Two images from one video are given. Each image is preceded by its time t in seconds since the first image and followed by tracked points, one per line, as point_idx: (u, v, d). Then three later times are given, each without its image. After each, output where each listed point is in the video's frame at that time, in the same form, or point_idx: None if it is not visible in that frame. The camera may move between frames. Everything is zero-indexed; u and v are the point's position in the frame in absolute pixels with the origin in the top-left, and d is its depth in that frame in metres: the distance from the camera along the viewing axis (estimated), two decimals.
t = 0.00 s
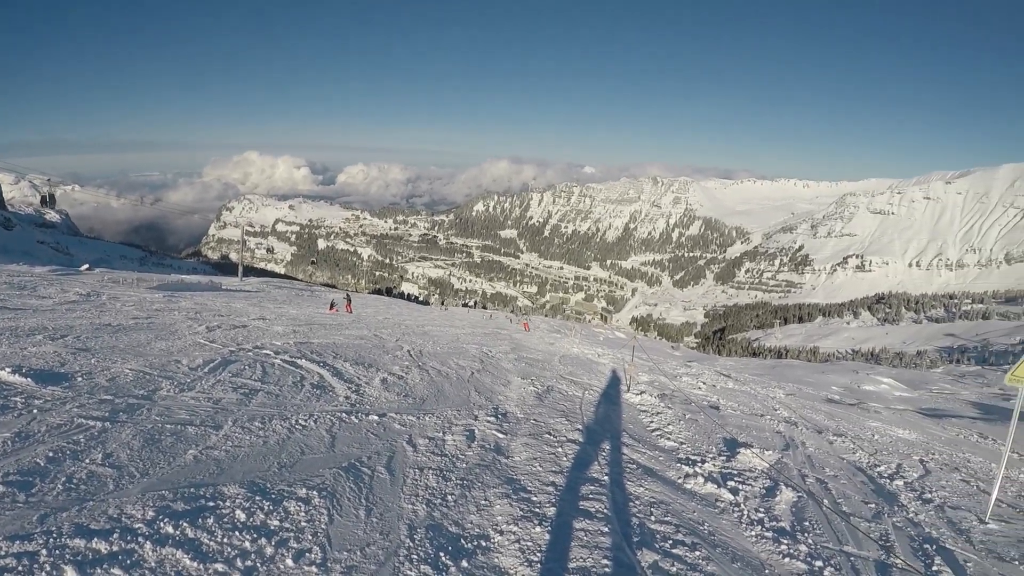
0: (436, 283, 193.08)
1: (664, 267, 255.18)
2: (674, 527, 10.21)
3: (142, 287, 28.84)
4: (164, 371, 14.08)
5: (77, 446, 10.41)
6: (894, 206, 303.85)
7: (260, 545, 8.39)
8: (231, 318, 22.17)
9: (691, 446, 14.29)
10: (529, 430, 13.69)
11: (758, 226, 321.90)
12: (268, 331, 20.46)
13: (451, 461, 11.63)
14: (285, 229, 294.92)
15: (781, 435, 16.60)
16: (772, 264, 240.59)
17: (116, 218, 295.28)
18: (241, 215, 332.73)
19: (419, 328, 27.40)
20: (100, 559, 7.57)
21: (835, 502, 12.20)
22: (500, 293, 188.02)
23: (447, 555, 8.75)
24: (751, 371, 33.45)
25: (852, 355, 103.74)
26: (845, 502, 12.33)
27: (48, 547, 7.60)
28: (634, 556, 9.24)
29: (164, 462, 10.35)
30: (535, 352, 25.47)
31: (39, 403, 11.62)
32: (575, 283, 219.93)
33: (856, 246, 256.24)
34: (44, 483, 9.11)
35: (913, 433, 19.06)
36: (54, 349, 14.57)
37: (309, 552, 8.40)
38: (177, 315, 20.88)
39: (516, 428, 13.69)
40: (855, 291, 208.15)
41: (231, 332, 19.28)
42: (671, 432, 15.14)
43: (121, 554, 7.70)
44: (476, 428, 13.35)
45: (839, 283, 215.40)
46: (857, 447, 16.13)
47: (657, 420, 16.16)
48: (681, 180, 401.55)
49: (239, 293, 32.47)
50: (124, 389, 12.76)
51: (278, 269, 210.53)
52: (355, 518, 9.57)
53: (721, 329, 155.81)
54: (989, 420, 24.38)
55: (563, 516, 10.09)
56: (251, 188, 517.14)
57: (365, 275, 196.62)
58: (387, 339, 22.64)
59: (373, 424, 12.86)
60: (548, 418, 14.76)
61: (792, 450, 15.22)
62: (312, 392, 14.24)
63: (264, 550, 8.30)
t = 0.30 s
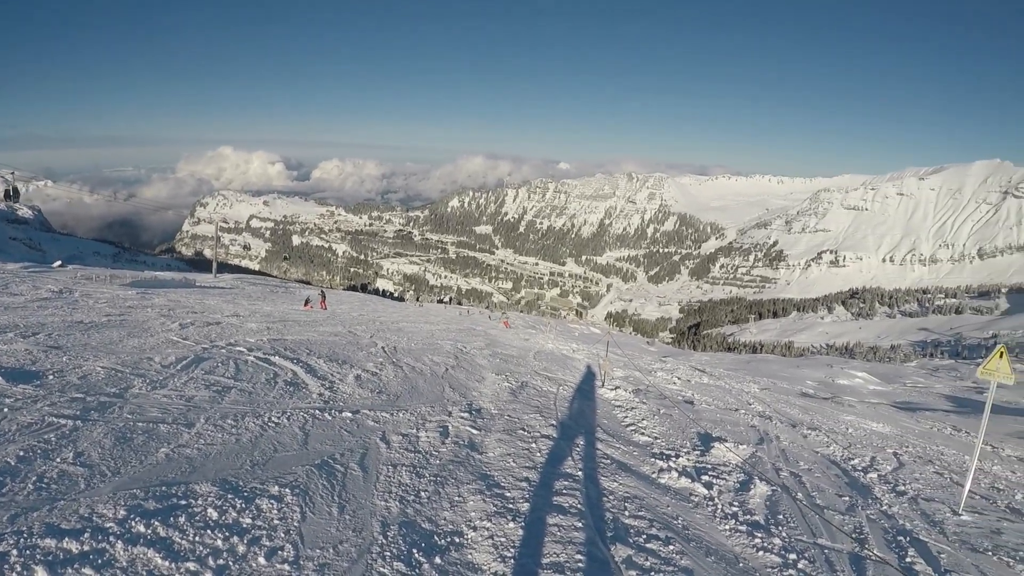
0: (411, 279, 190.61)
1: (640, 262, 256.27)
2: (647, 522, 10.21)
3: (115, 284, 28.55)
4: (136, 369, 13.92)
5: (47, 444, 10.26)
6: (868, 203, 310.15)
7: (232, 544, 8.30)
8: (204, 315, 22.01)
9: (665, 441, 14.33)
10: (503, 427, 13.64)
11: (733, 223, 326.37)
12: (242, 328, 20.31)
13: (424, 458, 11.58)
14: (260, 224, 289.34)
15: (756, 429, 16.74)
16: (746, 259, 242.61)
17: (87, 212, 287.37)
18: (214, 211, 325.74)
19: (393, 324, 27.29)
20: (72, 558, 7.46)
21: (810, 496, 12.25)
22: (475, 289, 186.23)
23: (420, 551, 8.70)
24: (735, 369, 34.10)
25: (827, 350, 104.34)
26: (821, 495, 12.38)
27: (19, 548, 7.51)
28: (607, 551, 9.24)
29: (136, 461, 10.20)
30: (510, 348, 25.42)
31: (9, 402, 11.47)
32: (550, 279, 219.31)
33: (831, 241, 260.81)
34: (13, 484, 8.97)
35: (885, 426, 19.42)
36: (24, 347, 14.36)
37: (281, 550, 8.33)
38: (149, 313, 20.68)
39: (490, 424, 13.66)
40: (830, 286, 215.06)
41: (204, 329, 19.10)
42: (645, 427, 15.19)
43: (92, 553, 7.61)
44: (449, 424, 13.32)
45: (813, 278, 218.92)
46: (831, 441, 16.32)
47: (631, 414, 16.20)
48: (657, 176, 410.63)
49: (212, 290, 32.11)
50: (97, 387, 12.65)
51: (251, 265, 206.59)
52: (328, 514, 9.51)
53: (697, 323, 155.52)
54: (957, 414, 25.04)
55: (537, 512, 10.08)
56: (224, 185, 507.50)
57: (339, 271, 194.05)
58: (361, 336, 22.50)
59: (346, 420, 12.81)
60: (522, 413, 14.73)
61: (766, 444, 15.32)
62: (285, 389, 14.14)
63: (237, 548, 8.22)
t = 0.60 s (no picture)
0: (386, 276, 190.04)
1: (615, 259, 257.71)
2: (623, 519, 10.23)
3: (88, 283, 28.31)
4: (109, 368, 13.85)
5: (20, 446, 10.14)
6: (843, 199, 311.83)
7: (207, 544, 8.24)
8: (178, 314, 21.86)
9: (640, 437, 14.40)
10: (477, 424, 13.63)
11: (709, 220, 329.68)
12: (216, 326, 20.22)
13: (399, 456, 11.54)
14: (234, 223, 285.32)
15: (731, 425, 16.85)
16: (722, 257, 248.77)
17: (63, 210, 281.57)
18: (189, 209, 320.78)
19: (368, 322, 27.27)
20: (44, 560, 7.38)
21: (785, 491, 12.32)
22: (451, 287, 185.80)
23: (394, 550, 8.67)
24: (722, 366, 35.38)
25: (801, 346, 105.58)
26: (795, 490, 12.46)
27: None
28: (582, 548, 9.25)
29: (110, 461, 10.06)
30: (485, 345, 25.40)
31: None
32: (526, 277, 219.44)
33: (805, 238, 267.05)
34: None
35: (861, 422, 19.81)
36: None
37: (255, 550, 8.27)
38: (123, 312, 20.56)
39: (466, 422, 13.64)
40: (804, 283, 220.25)
41: (179, 328, 19.01)
42: (621, 424, 15.24)
43: (66, 555, 7.52)
44: (424, 422, 13.27)
45: (788, 275, 225.81)
46: (805, 436, 16.50)
47: (607, 411, 16.23)
48: (633, 172, 415.53)
49: (185, 288, 31.77)
50: (69, 387, 12.49)
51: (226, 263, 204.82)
52: (302, 514, 9.47)
53: (673, 320, 156.70)
54: (926, 410, 25.72)
55: (511, 509, 10.09)
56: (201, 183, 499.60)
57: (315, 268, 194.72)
58: (336, 334, 22.47)
59: (321, 419, 12.75)
60: (497, 411, 14.70)
61: (742, 440, 15.43)
62: (260, 388, 14.06)
63: (211, 548, 8.13)
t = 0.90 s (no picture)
0: (367, 275, 189.11)
1: (596, 257, 257.59)
2: (603, 516, 10.24)
3: (68, 284, 28.21)
4: (88, 370, 13.74)
5: None
6: (823, 196, 318.31)
7: (185, 545, 8.15)
8: (157, 314, 21.77)
9: (621, 434, 14.42)
10: (457, 422, 13.60)
11: (689, 218, 332.91)
12: (196, 326, 20.12)
13: (379, 455, 11.51)
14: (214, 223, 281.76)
15: (712, 422, 16.94)
16: (702, 253, 249.96)
17: (41, 211, 276.38)
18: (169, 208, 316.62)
19: (349, 321, 27.18)
20: (21, 563, 7.30)
21: (766, 487, 12.36)
22: (432, 285, 184.82)
23: (373, 548, 8.63)
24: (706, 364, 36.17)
25: (781, 342, 106.37)
26: (776, 486, 12.53)
27: None
28: (561, 546, 9.25)
29: (88, 463, 9.94)
30: (466, 344, 25.36)
31: None
32: (507, 275, 218.43)
33: (785, 235, 270.76)
34: None
35: (842, 417, 20.19)
36: None
37: (234, 551, 8.20)
38: (102, 313, 20.41)
39: (446, 420, 13.63)
40: (784, 279, 222.89)
41: (159, 328, 18.90)
42: (601, 421, 15.27)
43: (44, 558, 7.44)
44: (404, 420, 13.26)
45: (768, 271, 226.75)
46: (786, 433, 16.61)
47: (587, 409, 16.28)
48: (613, 170, 418.86)
49: (163, 288, 31.62)
50: (47, 389, 12.39)
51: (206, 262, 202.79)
52: (281, 514, 9.39)
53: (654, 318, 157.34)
54: (902, 406, 26.32)
55: (491, 507, 10.06)
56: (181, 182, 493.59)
57: (295, 268, 194.00)
58: (317, 333, 22.38)
59: (301, 418, 12.71)
60: (477, 409, 14.70)
61: (722, 437, 15.51)
62: (239, 388, 13.98)
63: (189, 549, 8.08)
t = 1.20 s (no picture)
0: (348, 275, 187.59)
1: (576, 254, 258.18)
2: (585, 512, 10.23)
3: (48, 287, 28.12)
4: (67, 373, 13.63)
5: None
6: (802, 190, 320.33)
7: (166, 548, 8.06)
8: (138, 316, 21.68)
9: (603, 430, 14.43)
10: (438, 420, 13.61)
11: (671, 213, 335.80)
12: (177, 327, 20.08)
13: (359, 454, 11.47)
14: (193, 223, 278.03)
15: (693, 417, 17.03)
16: (683, 249, 252.84)
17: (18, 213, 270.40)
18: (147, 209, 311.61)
19: (330, 320, 27.12)
20: None
21: (747, 481, 12.42)
22: (412, 283, 183.93)
23: (354, 548, 8.58)
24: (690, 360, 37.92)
25: (762, 337, 107.92)
26: (757, 480, 12.59)
27: None
28: (544, 543, 9.25)
29: (68, 467, 9.81)
30: (447, 341, 25.38)
31: None
32: (487, 272, 217.52)
33: (766, 229, 274.50)
34: None
35: (823, 411, 20.57)
36: None
37: (216, 552, 8.12)
38: (82, 315, 20.29)
39: (426, 419, 13.61)
40: (765, 274, 226.16)
41: (139, 330, 18.79)
42: (582, 417, 15.28)
43: (23, 564, 7.32)
44: (385, 419, 13.23)
45: (748, 266, 231.37)
46: (768, 427, 16.76)
47: (568, 405, 16.32)
48: (593, 166, 422.01)
49: (143, 290, 31.57)
50: (25, 393, 12.23)
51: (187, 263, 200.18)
52: (262, 515, 9.32)
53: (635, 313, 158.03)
54: (879, 399, 26.95)
55: (473, 505, 10.05)
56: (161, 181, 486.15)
57: (276, 267, 192.82)
58: (298, 333, 22.31)
59: (281, 419, 12.66)
60: (458, 407, 14.67)
61: (704, 431, 15.60)
62: (220, 389, 13.92)
63: (171, 552, 8.01)
